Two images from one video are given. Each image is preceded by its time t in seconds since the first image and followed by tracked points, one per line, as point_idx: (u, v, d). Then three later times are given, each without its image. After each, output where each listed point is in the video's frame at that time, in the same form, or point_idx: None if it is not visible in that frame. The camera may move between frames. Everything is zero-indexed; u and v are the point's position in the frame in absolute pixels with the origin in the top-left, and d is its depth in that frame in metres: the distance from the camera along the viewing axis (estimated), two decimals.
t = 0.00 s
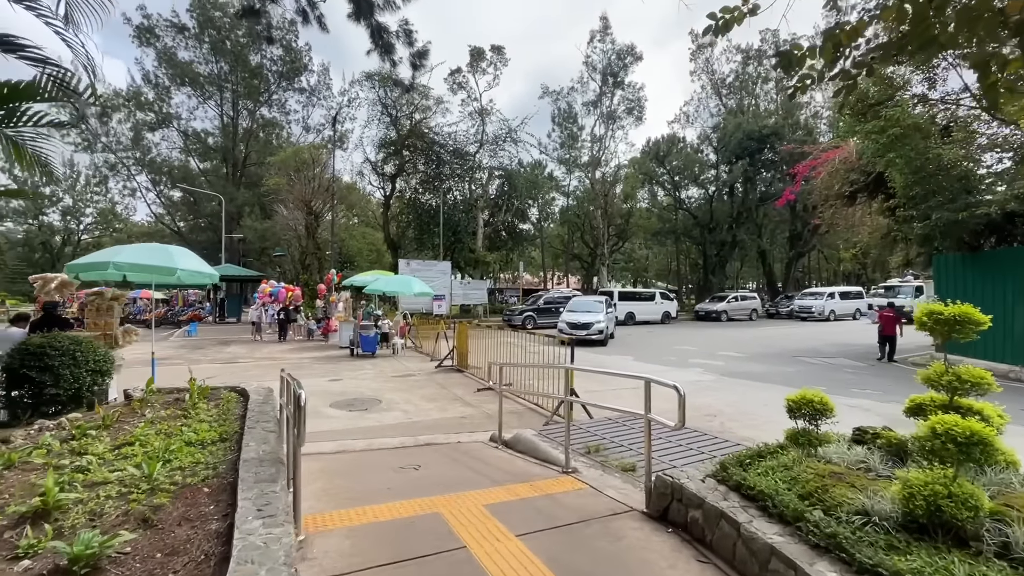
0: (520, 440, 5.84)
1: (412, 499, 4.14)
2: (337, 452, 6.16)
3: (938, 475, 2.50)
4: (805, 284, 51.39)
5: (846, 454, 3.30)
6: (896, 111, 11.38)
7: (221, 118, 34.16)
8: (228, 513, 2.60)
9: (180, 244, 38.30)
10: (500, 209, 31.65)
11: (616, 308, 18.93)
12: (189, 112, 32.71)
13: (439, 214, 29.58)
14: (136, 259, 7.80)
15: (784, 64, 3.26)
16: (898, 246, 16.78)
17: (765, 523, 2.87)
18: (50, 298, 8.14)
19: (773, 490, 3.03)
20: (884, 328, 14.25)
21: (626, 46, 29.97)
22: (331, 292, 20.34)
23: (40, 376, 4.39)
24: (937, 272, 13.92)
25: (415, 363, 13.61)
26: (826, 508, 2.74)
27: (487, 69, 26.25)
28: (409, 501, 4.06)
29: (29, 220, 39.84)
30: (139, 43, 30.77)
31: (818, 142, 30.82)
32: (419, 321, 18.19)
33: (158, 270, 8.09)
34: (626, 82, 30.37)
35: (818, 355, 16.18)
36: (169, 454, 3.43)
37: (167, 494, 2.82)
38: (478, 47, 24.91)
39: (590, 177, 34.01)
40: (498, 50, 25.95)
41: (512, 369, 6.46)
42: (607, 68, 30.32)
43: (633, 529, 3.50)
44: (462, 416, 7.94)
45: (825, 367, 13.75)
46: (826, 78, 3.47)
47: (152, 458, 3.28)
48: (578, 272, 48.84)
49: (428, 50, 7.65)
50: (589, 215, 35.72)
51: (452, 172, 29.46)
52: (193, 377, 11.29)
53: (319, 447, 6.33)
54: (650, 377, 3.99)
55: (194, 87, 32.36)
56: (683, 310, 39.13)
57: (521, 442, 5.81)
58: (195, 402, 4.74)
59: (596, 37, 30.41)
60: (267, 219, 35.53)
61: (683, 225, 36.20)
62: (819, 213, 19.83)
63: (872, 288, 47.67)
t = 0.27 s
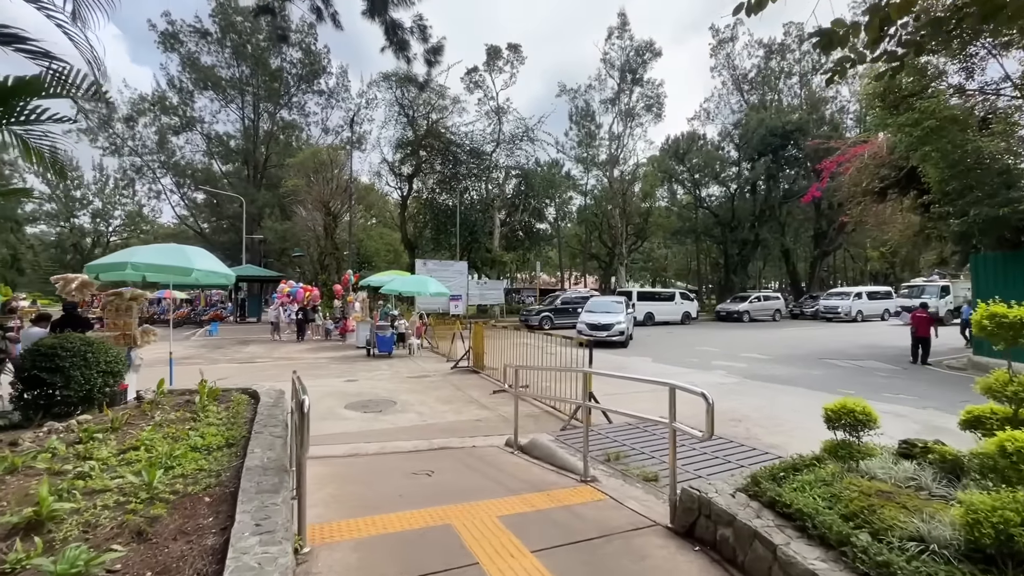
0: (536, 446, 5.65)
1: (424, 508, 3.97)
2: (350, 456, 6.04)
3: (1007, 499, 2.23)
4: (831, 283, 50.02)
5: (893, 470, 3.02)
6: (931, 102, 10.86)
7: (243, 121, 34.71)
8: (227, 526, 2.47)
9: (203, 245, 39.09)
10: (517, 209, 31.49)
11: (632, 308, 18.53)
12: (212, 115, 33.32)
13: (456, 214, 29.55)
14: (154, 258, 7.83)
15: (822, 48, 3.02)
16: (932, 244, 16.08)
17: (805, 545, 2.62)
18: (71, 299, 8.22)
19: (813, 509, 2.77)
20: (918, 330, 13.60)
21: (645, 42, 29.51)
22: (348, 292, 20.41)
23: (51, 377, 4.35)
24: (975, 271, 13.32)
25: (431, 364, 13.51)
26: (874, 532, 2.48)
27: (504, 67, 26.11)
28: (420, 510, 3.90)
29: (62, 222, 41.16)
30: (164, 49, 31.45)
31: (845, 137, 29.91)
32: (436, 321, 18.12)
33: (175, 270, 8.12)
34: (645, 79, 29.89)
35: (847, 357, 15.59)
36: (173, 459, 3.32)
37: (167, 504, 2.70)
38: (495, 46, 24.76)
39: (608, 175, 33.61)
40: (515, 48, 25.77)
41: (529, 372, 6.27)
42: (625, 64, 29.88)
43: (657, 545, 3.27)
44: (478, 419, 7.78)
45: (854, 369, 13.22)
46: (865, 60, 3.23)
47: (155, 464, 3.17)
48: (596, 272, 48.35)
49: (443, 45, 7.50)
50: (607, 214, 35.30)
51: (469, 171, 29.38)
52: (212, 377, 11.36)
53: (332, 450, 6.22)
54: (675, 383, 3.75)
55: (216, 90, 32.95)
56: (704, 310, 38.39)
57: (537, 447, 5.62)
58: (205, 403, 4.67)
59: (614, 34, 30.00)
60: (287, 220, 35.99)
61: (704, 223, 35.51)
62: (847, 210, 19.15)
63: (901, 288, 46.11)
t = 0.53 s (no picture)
0: (552, 454, 5.46)
1: (436, 521, 3.82)
2: (363, 462, 5.93)
3: None
4: (857, 284, 48.62)
5: (945, 493, 2.76)
6: (969, 95, 10.29)
7: (264, 125, 35.27)
8: (224, 546, 2.33)
9: (226, 247, 39.85)
10: (534, 209, 31.30)
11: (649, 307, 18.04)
12: (234, 119, 33.89)
13: (473, 215, 29.49)
14: (171, 261, 7.86)
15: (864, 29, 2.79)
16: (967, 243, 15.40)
17: None
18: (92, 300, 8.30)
19: (854, 536, 2.54)
20: (953, 333, 12.99)
21: (664, 38, 29.04)
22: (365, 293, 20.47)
23: (63, 382, 4.32)
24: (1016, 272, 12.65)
25: (447, 366, 13.40)
26: (926, 564, 2.25)
27: (520, 67, 25.95)
28: (432, 523, 3.75)
29: (92, 225, 42.41)
30: (187, 54, 32.09)
31: (873, 133, 28.98)
32: (452, 322, 18.03)
33: (191, 272, 8.16)
34: (664, 76, 29.40)
35: (877, 361, 14.98)
36: (177, 469, 3.23)
37: (163, 519, 2.59)
38: (511, 46, 24.63)
39: (627, 175, 33.18)
40: (532, 48, 25.58)
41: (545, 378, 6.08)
42: (644, 62, 29.45)
43: (681, 567, 3.07)
44: (494, 424, 7.62)
45: (886, 374, 12.68)
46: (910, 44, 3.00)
47: (157, 474, 3.08)
48: (614, 273, 47.81)
49: (457, 43, 7.37)
50: (625, 214, 34.85)
51: (486, 172, 29.31)
52: (230, 378, 11.44)
53: (345, 455, 6.11)
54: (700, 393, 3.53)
55: (238, 95, 33.50)
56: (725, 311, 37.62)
57: (554, 456, 5.43)
58: (216, 408, 4.59)
59: (632, 32, 29.60)
60: (307, 222, 36.42)
61: (725, 223, 34.81)
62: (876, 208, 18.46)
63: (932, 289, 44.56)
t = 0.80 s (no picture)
0: (570, 461, 5.27)
1: (446, 532, 3.64)
2: (376, 466, 5.80)
3: None
4: (885, 284, 47.12)
5: (1007, 516, 2.47)
6: (1011, 86, 9.07)
7: (284, 128, 35.78)
8: (217, 562, 2.19)
9: (248, 248, 40.54)
10: (552, 210, 31.08)
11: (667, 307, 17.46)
12: (255, 123, 34.46)
13: (490, 215, 29.38)
14: (187, 263, 7.87)
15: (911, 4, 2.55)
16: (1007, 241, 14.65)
17: None
18: (113, 300, 8.37)
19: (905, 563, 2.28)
20: (992, 336, 12.35)
21: (684, 35, 28.54)
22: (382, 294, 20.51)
23: (74, 384, 4.29)
24: None
25: (463, 367, 13.27)
26: None
27: (538, 66, 25.78)
28: (442, 534, 3.58)
29: (121, 228, 43.60)
30: (211, 60, 32.73)
31: (903, 128, 28.00)
32: (468, 323, 17.91)
33: (207, 273, 8.18)
34: (684, 73, 28.88)
35: (910, 364, 14.35)
36: (178, 475, 3.12)
37: (160, 530, 2.48)
38: (528, 45, 24.47)
39: (646, 174, 32.70)
40: (549, 46, 25.38)
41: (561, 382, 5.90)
42: (663, 59, 28.96)
43: None
44: (509, 427, 7.44)
45: (920, 378, 12.11)
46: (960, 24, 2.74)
47: (158, 480, 2.97)
48: (633, 273, 47.21)
49: (472, 38, 7.23)
50: (644, 213, 34.35)
51: (504, 172, 29.19)
52: (248, 379, 11.48)
53: (357, 459, 5.99)
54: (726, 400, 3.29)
55: (259, 99, 34.05)
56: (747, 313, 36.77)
57: (571, 463, 5.24)
58: (225, 411, 4.50)
59: (651, 28, 29.14)
60: (326, 223, 36.81)
61: (747, 222, 34.03)
62: (907, 205, 17.74)
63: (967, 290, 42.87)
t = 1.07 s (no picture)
0: (587, 468, 5.03)
1: (454, 542, 3.46)
2: (387, 469, 5.66)
3: None
4: (916, 284, 45.52)
5: None
6: None
7: (304, 131, 36.25)
8: None
9: (270, 249, 41.24)
10: (569, 209, 30.82)
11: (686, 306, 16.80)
12: (276, 126, 35.00)
13: (507, 215, 29.23)
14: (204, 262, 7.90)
15: None
16: None
17: None
18: (131, 300, 8.42)
19: None
20: None
21: (705, 30, 27.97)
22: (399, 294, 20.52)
23: (82, 383, 4.24)
24: None
25: (479, 368, 13.13)
26: None
27: (555, 65, 25.56)
28: (450, 544, 3.41)
29: (148, 230, 44.74)
30: (233, 65, 33.35)
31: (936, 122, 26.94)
32: (485, 323, 17.77)
33: (224, 272, 8.22)
34: (705, 69, 28.30)
35: (947, 368, 13.69)
36: (177, 479, 3.01)
37: (150, 539, 2.34)
38: (546, 43, 24.27)
39: (665, 172, 32.18)
40: (567, 44, 25.13)
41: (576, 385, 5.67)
42: (684, 55, 28.42)
43: None
44: (524, 430, 7.24)
45: (958, 383, 11.52)
46: None
47: (155, 484, 2.87)
48: (652, 274, 46.54)
49: (486, 33, 7.08)
50: (664, 212, 33.81)
51: (521, 172, 29.03)
52: (266, 378, 11.53)
53: (368, 461, 5.85)
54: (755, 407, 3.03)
55: (280, 102, 34.59)
56: (771, 314, 35.87)
57: (589, 470, 5.01)
58: (232, 412, 4.41)
59: (671, 24, 28.65)
60: (345, 225, 37.15)
61: (771, 221, 33.21)
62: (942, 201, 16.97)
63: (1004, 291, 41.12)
